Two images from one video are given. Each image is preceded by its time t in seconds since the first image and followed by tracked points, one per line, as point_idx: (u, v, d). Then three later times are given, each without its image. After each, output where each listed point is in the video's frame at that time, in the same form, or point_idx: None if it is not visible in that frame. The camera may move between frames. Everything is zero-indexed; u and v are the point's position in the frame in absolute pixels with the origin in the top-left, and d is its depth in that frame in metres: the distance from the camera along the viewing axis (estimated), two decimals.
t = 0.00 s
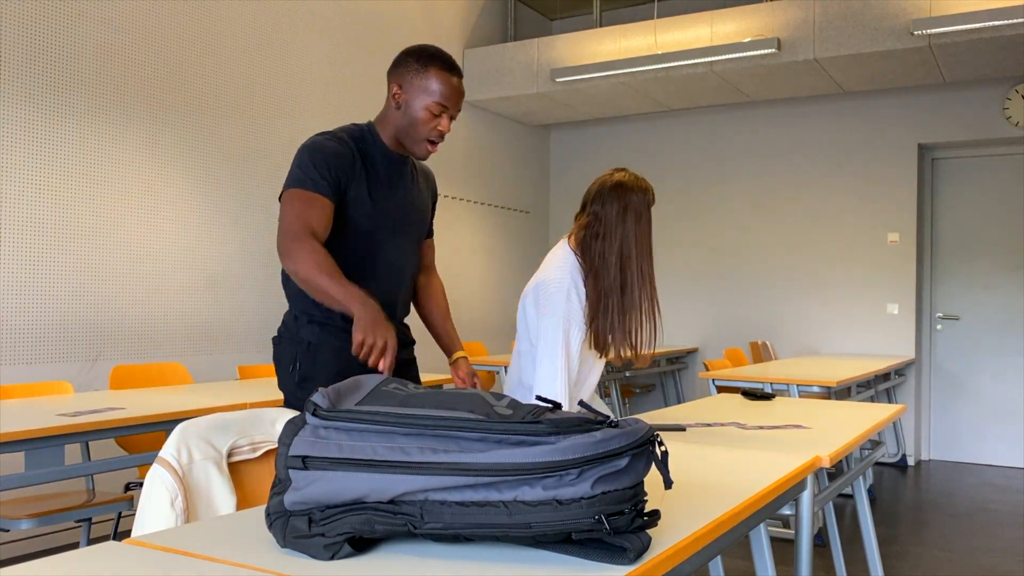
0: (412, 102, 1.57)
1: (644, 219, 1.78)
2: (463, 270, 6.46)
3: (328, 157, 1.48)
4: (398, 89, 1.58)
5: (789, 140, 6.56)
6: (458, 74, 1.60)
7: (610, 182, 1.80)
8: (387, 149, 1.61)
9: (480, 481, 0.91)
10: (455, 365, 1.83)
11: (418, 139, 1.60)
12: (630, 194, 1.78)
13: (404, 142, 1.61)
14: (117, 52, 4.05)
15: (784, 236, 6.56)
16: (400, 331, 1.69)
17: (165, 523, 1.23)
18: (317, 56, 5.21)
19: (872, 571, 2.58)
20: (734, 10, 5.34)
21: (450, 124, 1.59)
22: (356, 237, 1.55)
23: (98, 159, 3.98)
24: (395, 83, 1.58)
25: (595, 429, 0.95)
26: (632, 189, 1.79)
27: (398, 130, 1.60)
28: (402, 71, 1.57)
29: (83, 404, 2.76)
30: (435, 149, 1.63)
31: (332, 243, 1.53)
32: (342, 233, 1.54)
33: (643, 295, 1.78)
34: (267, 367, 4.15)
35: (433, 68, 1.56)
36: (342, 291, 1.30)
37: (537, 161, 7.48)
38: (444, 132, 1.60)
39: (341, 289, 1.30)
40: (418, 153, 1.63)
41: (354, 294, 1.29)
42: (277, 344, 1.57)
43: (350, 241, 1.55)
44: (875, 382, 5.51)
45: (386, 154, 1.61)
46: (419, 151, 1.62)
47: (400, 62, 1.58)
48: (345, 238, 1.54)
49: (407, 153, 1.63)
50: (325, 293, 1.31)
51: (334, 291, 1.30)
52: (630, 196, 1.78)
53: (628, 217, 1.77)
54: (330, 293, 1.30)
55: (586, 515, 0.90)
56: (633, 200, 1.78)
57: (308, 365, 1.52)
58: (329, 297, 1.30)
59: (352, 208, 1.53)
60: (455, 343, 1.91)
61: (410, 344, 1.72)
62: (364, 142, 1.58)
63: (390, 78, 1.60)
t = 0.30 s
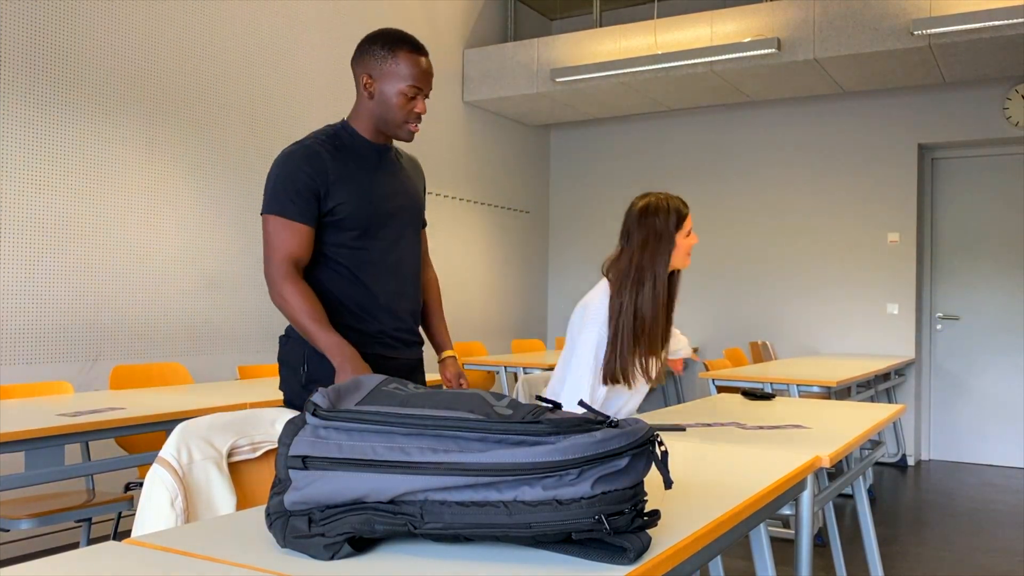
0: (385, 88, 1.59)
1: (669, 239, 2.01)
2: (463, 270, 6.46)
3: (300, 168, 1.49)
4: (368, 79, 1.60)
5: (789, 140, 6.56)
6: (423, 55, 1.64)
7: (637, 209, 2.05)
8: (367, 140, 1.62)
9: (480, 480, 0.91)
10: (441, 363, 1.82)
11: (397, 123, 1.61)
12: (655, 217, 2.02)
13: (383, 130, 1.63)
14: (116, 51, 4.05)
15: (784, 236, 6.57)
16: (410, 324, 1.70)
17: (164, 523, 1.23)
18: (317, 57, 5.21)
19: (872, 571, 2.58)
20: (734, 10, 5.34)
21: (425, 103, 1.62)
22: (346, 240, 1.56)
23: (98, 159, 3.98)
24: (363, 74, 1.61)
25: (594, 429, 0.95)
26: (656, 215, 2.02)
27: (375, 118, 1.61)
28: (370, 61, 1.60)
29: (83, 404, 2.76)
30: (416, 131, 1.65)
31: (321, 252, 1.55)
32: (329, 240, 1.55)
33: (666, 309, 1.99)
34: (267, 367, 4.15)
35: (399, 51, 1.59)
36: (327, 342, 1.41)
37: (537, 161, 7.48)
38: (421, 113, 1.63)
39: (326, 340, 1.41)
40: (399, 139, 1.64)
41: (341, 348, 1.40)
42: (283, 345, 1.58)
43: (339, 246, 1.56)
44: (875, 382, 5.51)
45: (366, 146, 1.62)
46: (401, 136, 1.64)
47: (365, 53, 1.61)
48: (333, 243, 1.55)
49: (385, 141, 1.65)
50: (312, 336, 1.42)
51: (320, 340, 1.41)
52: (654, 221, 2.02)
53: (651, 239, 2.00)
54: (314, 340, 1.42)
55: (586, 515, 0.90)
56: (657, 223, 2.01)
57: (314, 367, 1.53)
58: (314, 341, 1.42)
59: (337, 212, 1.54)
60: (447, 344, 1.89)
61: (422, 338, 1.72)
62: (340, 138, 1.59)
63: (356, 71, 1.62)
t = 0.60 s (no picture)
0: (377, 90, 1.59)
1: (709, 269, 2.25)
2: (463, 269, 6.46)
3: (289, 169, 1.49)
4: (359, 80, 1.60)
5: (789, 139, 6.56)
6: (414, 53, 1.63)
7: (673, 243, 2.28)
8: (359, 140, 1.63)
9: (481, 480, 0.91)
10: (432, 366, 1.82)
11: (390, 123, 1.62)
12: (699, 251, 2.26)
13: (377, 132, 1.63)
14: (116, 52, 4.06)
15: (783, 236, 6.57)
16: (406, 324, 1.70)
17: (165, 523, 1.23)
18: (317, 57, 5.21)
19: (872, 571, 2.58)
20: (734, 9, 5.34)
21: (417, 103, 1.62)
22: (337, 240, 1.56)
23: (98, 159, 3.98)
24: (354, 75, 1.60)
25: (595, 429, 0.95)
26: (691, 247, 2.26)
27: (368, 119, 1.61)
28: (360, 62, 1.59)
29: (83, 404, 2.76)
30: (409, 129, 1.65)
31: (312, 252, 1.55)
32: (320, 240, 1.55)
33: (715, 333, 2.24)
34: (267, 366, 4.15)
35: (389, 51, 1.59)
36: (318, 347, 1.41)
37: (537, 161, 7.48)
38: (414, 112, 1.63)
39: (317, 345, 1.41)
40: (392, 138, 1.65)
41: (331, 354, 1.40)
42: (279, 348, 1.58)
43: (331, 246, 1.56)
44: (875, 382, 5.51)
45: (359, 147, 1.62)
46: (395, 135, 1.64)
47: (355, 55, 1.60)
48: (324, 243, 1.55)
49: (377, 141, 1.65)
50: (303, 340, 1.42)
51: (310, 344, 1.41)
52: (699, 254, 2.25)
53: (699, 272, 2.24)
54: (306, 344, 1.42)
55: (586, 515, 0.90)
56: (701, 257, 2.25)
57: (310, 367, 1.53)
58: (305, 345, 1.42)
59: (327, 212, 1.54)
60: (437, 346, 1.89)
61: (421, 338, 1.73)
62: (330, 139, 1.60)
63: (346, 72, 1.62)
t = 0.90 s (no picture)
0: (383, 90, 1.59)
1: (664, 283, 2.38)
2: (463, 269, 6.46)
3: (291, 166, 1.49)
4: (364, 80, 1.60)
5: (789, 139, 6.56)
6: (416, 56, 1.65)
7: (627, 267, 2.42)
8: (360, 139, 1.62)
9: (481, 481, 0.91)
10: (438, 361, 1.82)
11: (393, 125, 1.62)
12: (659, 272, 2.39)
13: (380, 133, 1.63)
14: (117, 52, 4.06)
15: (783, 236, 6.57)
16: (405, 324, 1.70)
17: (164, 523, 1.23)
18: (317, 57, 5.21)
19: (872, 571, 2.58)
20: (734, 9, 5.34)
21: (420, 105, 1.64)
22: (339, 238, 1.56)
23: (99, 159, 3.98)
24: (358, 76, 1.60)
25: (594, 429, 0.95)
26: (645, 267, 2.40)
27: (371, 120, 1.61)
28: (365, 63, 1.60)
29: (83, 404, 2.76)
30: (410, 131, 1.66)
31: (314, 250, 1.55)
32: (323, 237, 1.55)
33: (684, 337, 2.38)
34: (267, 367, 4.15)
35: (394, 52, 1.60)
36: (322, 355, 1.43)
37: (537, 161, 7.48)
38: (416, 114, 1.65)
39: (320, 353, 1.43)
40: (394, 139, 1.65)
41: (335, 364, 1.43)
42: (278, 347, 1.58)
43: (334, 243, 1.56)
44: (875, 382, 5.51)
45: (361, 146, 1.62)
46: (396, 137, 1.65)
47: (359, 55, 1.60)
48: (326, 241, 1.55)
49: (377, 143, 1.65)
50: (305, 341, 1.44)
51: (314, 352, 1.43)
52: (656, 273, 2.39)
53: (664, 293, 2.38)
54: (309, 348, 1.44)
55: (586, 515, 0.90)
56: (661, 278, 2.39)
57: (309, 367, 1.53)
58: (308, 353, 1.44)
59: (329, 210, 1.54)
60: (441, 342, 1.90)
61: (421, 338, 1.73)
62: (332, 138, 1.59)
63: (348, 73, 1.62)
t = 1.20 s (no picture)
0: (373, 81, 1.62)
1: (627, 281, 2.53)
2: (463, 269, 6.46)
3: (292, 156, 1.49)
4: (358, 73, 1.64)
5: (789, 139, 6.56)
6: (417, 53, 1.66)
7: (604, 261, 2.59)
8: (358, 132, 1.63)
9: (480, 481, 0.91)
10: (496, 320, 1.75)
11: (382, 114, 1.63)
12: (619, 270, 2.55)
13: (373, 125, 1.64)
14: (116, 52, 4.06)
15: (783, 236, 6.57)
16: (405, 323, 1.67)
17: (165, 523, 1.23)
18: (317, 57, 5.21)
19: (872, 571, 2.58)
20: (734, 10, 5.34)
21: (410, 96, 1.63)
22: (338, 230, 1.55)
23: (99, 159, 3.99)
24: (355, 69, 1.65)
25: (594, 429, 0.95)
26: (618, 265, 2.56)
27: (363, 110, 1.64)
28: (362, 56, 1.65)
29: (83, 404, 2.76)
30: (405, 123, 1.65)
31: (312, 243, 1.54)
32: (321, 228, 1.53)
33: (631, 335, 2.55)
34: (267, 367, 4.14)
35: (385, 45, 1.63)
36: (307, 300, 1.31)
37: (537, 161, 7.47)
38: (408, 104, 1.64)
39: (301, 300, 1.32)
40: (389, 131, 1.65)
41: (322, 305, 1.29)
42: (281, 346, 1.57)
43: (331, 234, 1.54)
44: (875, 382, 5.51)
45: (363, 142, 1.62)
46: (388, 129, 1.64)
47: (359, 51, 1.66)
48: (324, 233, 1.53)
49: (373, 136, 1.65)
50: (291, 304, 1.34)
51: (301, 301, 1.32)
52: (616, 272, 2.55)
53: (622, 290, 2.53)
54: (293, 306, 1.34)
55: (586, 515, 0.90)
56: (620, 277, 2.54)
57: (309, 366, 1.52)
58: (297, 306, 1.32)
59: (328, 201, 1.53)
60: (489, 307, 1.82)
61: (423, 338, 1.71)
62: (336, 134, 1.60)
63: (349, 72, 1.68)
